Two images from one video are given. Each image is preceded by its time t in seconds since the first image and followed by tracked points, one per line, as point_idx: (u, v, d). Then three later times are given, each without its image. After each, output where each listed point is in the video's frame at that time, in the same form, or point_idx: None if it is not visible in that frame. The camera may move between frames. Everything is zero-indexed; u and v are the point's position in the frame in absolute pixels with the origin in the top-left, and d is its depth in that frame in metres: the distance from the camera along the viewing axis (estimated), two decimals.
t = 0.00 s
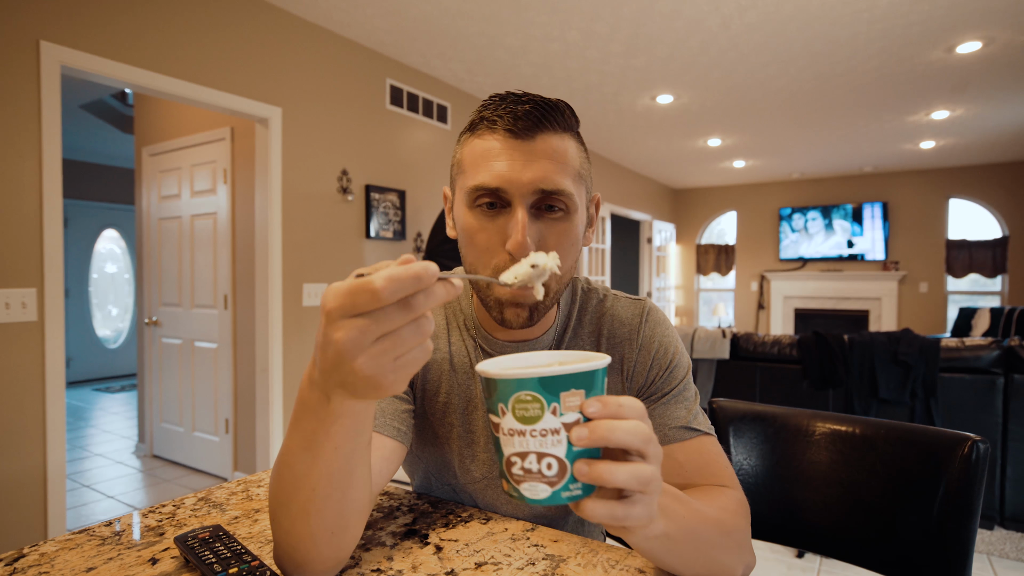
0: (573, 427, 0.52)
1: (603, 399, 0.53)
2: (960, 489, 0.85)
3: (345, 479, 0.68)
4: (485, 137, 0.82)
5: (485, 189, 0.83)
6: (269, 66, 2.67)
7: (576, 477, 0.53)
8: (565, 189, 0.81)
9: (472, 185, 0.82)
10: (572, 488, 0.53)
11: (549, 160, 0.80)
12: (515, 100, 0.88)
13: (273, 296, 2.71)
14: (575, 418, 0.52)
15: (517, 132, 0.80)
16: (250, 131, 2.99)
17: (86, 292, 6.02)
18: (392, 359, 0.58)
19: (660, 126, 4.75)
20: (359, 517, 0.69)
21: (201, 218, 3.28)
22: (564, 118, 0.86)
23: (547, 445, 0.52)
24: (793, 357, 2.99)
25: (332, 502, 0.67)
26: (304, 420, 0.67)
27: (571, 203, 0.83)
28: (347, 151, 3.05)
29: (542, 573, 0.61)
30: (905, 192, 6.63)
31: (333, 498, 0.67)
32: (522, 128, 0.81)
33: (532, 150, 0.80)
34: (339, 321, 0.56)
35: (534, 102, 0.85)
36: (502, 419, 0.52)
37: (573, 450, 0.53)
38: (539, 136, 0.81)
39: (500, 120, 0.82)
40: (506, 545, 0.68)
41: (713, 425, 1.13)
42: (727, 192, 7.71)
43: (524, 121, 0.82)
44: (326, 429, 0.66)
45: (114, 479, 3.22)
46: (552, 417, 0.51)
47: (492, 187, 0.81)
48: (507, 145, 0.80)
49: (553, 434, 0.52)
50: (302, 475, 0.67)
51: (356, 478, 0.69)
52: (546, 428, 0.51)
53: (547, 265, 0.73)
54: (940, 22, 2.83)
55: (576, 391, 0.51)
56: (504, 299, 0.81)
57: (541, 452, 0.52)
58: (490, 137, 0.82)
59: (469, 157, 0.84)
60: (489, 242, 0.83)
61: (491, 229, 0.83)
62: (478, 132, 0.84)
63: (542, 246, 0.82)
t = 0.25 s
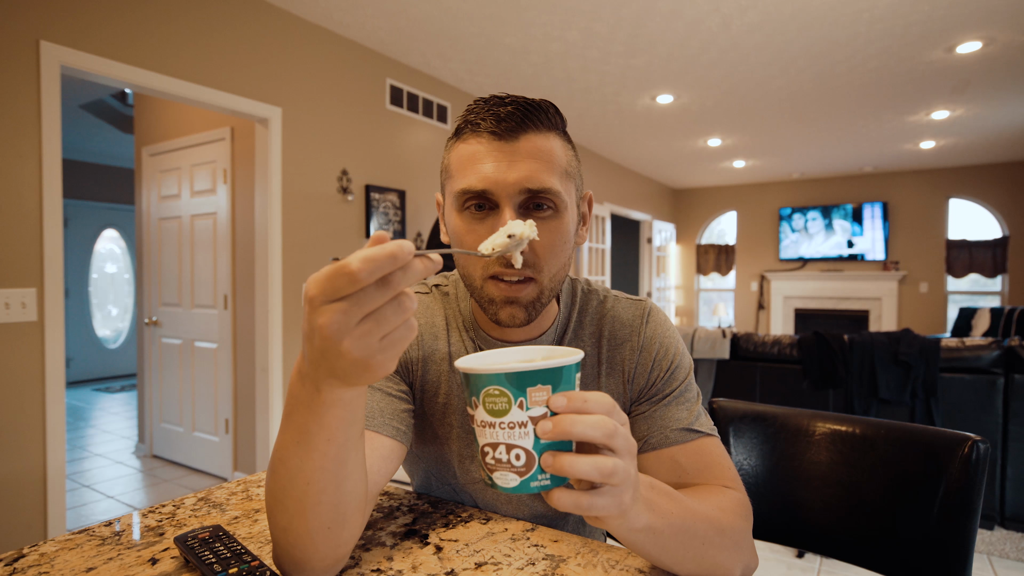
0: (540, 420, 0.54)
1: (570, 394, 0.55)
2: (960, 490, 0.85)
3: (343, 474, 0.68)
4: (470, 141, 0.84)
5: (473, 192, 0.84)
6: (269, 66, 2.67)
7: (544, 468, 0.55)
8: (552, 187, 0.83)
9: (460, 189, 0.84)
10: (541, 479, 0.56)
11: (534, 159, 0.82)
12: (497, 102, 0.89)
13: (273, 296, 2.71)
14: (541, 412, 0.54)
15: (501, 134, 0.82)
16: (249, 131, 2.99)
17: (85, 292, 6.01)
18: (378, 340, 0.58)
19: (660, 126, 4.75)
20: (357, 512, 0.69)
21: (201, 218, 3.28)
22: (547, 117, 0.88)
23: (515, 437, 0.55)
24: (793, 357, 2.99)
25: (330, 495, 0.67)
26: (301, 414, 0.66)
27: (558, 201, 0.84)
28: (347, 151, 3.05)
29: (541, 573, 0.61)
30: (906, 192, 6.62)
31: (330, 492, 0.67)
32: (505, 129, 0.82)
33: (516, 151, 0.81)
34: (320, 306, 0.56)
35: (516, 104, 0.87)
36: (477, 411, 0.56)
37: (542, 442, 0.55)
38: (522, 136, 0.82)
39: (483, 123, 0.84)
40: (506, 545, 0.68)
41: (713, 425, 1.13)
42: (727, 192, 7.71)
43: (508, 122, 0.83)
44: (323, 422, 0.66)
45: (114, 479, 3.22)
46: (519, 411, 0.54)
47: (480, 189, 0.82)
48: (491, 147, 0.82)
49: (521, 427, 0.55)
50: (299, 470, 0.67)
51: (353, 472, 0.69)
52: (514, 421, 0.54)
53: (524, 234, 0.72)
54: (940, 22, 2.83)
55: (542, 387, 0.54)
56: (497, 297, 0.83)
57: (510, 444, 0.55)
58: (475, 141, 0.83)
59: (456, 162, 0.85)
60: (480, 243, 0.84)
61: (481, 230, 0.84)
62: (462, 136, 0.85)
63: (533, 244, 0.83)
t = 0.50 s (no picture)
0: (533, 426, 0.54)
1: (563, 399, 0.55)
2: (960, 490, 0.85)
3: (342, 471, 0.68)
4: (465, 141, 0.84)
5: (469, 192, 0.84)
6: (269, 66, 2.67)
7: (539, 474, 0.55)
8: (548, 186, 0.83)
9: (456, 189, 0.84)
10: (536, 484, 0.55)
11: (530, 158, 0.82)
12: (493, 103, 0.89)
13: (273, 296, 2.71)
14: (534, 418, 0.54)
15: (496, 133, 0.82)
16: (249, 131, 2.99)
17: (85, 292, 6.01)
18: (374, 329, 0.58)
19: (660, 126, 4.75)
20: (356, 510, 0.69)
21: (201, 218, 3.28)
22: (543, 117, 0.88)
23: (508, 443, 0.54)
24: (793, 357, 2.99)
25: (328, 492, 0.67)
26: (301, 412, 0.66)
27: (554, 200, 0.84)
28: (347, 151, 3.05)
29: (541, 573, 0.61)
30: (906, 192, 6.63)
31: (328, 489, 0.67)
32: (501, 129, 0.82)
33: (512, 150, 0.81)
34: (317, 293, 0.57)
35: (511, 104, 0.87)
36: (470, 418, 0.56)
37: (536, 447, 0.55)
38: (518, 136, 0.82)
39: (478, 123, 0.84)
40: (506, 545, 0.68)
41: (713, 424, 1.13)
42: (727, 192, 7.71)
43: (503, 121, 0.83)
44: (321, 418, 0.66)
45: (114, 479, 3.22)
46: (512, 417, 0.54)
47: (475, 189, 0.82)
48: (487, 147, 0.82)
49: (514, 433, 0.54)
50: (297, 467, 0.67)
51: (352, 470, 0.69)
52: (507, 428, 0.54)
53: (516, 229, 0.73)
54: (941, 22, 2.83)
55: (536, 392, 0.54)
56: (493, 295, 0.83)
57: (504, 450, 0.55)
58: (471, 141, 0.83)
59: (452, 161, 0.85)
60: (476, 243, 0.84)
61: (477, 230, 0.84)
62: (458, 136, 0.85)
63: (529, 243, 0.82)
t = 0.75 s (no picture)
0: (535, 425, 0.54)
1: (564, 399, 0.55)
2: (960, 490, 0.85)
3: (343, 470, 0.68)
4: (462, 140, 0.84)
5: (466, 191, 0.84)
6: (269, 66, 2.67)
7: (541, 474, 0.55)
8: (544, 184, 0.83)
9: (453, 188, 0.84)
10: (537, 484, 0.55)
11: (526, 157, 0.82)
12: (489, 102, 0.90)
13: (273, 296, 2.71)
14: (536, 419, 0.54)
15: (492, 132, 0.82)
16: (249, 131, 2.99)
17: (85, 292, 6.01)
18: (380, 325, 0.58)
19: (660, 126, 4.75)
20: (357, 508, 0.69)
21: (201, 218, 3.28)
22: (539, 117, 0.88)
23: (510, 442, 0.54)
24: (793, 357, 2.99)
25: (330, 491, 0.67)
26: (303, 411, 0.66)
27: (550, 198, 0.84)
28: (347, 151, 3.05)
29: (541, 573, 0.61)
30: (906, 192, 6.63)
31: (329, 487, 0.67)
32: (496, 129, 0.82)
33: (508, 148, 0.82)
34: (324, 290, 0.57)
35: (507, 103, 0.87)
36: (472, 417, 0.56)
37: (537, 447, 0.55)
38: (514, 134, 0.82)
39: (474, 122, 0.84)
40: (506, 545, 0.68)
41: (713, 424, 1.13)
42: (727, 192, 7.71)
43: (498, 120, 0.83)
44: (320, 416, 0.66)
45: (114, 479, 3.22)
46: (514, 417, 0.54)
47: (472, 188, 0.83)
48: (482, 146, 0.82)
49: (515, 432, 0.54)
50: (297, 466, 0.67)
51: (354, 470, 0.69)
52: (509, 427, 0.54)
53: (521, 230, 0.73)
54: (941, 22, 2.83)
55: (537, 392, 0.54)
56: (491, 294, 0.83)
57: (505, 449, 0.55)
58: (467, 140, 0.83)
59: (449, 160, 0.86)
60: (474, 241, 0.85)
61: (475, 229, 0.84)
62: (455, 136, 0.86)
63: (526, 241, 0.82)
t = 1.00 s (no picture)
0: (530, 421, 0.54)
1: (560, 396, 0.55)
2: (960, 490, 0.85)
3: (343, 470, 0.68)
4: (463, 136, 0.84)
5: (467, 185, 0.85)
6: (269, 66, 2.67)
7: (534, 468, 0.55)
8: (545, 179, 0.83)
9: (454, 183, 0.84)
10: (530, 478, 0.56)
11: (527, 152, 0.82)
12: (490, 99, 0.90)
13: (273, 296, 2.71)
14: (531, 414, 0.54)
15: (492, 128, 0.82)
16: (249, 131, 2.99)
17: (85, 292, 6.02)
18: (384, 327, 0.58)
19: (660, 126, 4.75)
20: (358, 507, 0.69)
21: (201, 218, 3.28)
22: (539, 113, 0.88)
23: (504, 436, 0.55)
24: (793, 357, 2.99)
25: (330, 491, 0.67)
26: (303, 410, 0.66)
27: (551, 193, 0.84)
28: (347, 151, 3.05)
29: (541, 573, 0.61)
30: (906, 192, 6.63)
31: (330, 487, 0.67)
32: (497, 124, 0.82)
33: (508, 143, 0.82)
34: (331, 293, 0.56)
35: (508, 99, 0.87)
36: (469, 409, 0.57)
37: (531, 441, 0.55)
38: (515, 129, 0.82)
39: (475, 118, 0.84)
40: (506, 545, 0.68)
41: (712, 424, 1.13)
42: (727, 192, 7.71)
43: (499, 116, 0.83)
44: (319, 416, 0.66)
45: (114, 479, 3.22)
46: (509, 411, 0.54)
47: (474, 183, 0.83)
48: (483, 141, 0.82)
49: (510, 427, 0.55)
50: (297, 465, 0.67)
51: (355, 469, 0.69)
52: (504, 421, 0.55)
53: (522, 232, 0.74)
54: (941, 22, 2.83)
55: (533, 388, 0.54)
56: (492, 290, 0.83)
57: (500, 442, 0.55)
58: (468, 135, 0.84)
59: (451, 155, 0.86)
60: (474, 237, 0.85)
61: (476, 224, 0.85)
62: (456, 132, 0.86)
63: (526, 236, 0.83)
